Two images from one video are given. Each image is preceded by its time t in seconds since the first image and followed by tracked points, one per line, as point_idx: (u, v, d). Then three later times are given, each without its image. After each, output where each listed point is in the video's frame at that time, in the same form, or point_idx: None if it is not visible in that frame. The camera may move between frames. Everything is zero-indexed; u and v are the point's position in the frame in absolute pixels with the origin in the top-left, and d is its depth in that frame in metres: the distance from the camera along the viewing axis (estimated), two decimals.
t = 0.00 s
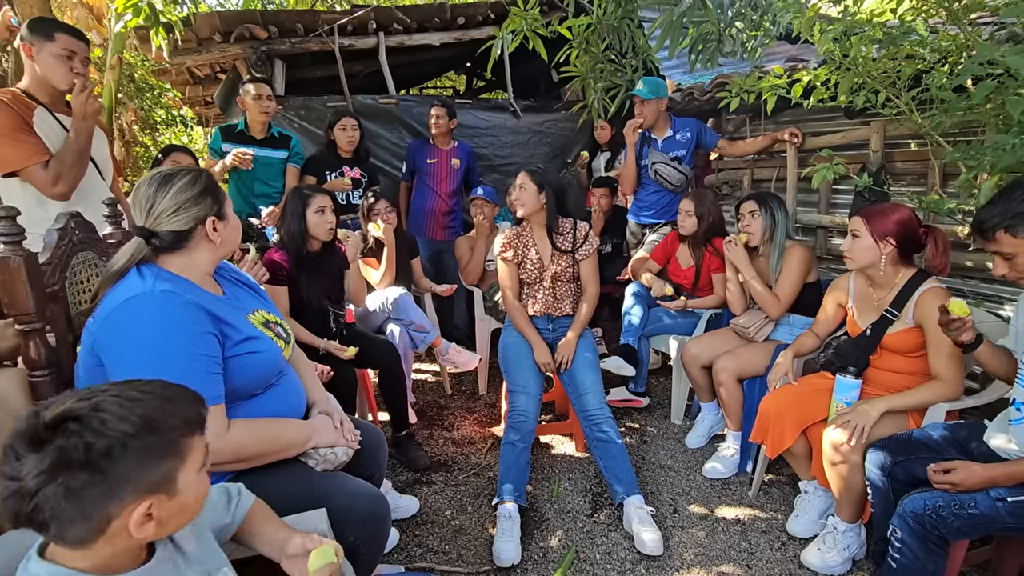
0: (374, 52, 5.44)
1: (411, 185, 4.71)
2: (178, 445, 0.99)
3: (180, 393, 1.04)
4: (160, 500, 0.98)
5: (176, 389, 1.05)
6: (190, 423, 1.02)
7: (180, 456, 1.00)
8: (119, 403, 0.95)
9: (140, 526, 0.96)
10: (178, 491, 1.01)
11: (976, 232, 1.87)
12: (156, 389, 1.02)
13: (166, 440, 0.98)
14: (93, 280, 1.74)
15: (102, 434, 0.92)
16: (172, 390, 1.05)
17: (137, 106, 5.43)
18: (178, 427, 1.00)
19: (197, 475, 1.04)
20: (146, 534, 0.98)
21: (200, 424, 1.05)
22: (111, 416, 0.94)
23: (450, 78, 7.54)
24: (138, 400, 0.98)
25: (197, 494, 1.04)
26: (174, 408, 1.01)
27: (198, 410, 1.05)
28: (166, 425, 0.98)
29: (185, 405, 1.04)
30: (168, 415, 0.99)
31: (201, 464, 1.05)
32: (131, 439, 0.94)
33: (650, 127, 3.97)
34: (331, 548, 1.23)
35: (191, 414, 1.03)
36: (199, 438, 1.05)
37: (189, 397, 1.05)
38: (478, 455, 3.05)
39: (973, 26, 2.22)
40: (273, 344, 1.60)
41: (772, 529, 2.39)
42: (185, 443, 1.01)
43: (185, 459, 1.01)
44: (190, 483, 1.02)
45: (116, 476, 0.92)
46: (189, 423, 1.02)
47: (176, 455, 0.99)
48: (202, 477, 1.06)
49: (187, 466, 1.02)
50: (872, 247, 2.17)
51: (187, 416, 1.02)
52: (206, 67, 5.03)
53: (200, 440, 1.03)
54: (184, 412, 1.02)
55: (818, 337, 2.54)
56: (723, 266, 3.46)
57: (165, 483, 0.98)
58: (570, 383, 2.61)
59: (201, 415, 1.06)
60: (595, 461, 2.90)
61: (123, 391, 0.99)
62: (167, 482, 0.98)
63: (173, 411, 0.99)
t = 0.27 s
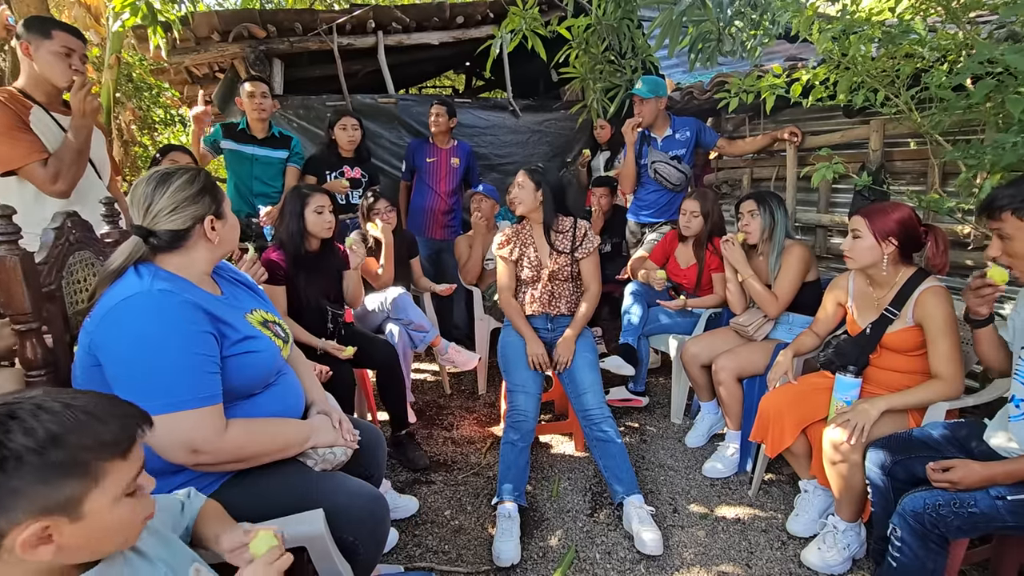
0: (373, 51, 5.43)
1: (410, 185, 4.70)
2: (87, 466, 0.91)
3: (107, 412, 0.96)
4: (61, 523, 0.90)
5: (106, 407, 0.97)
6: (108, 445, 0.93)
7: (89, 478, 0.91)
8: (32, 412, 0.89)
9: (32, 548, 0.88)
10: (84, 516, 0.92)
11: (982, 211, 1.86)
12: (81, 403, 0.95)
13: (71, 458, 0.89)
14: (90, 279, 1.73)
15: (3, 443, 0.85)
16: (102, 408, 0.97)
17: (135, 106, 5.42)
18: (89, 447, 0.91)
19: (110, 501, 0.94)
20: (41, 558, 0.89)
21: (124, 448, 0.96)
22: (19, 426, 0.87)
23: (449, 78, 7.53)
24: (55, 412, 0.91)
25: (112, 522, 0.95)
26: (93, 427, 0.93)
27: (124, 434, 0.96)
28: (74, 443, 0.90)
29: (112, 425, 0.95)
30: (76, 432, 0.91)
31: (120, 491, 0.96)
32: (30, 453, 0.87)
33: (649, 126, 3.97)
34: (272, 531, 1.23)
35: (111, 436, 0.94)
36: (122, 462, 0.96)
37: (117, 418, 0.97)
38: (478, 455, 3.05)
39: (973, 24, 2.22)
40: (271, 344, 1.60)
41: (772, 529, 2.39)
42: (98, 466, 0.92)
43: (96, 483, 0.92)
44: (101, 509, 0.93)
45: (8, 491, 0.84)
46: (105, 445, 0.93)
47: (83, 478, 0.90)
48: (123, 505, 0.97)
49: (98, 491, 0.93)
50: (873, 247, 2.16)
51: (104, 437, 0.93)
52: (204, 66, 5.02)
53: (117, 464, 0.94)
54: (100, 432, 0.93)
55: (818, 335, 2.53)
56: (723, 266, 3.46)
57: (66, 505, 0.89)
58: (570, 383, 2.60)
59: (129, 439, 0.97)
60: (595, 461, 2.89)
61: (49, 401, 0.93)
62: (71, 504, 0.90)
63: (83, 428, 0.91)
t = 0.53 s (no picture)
0: (372, 51, 5.42)
1: (409, 185, 4.70)
2: (71, 462, 0.90)
3: (99, 409, 0.95)
4: (42, 518, 0.89)
5: (98, 405, 0.96)
6: (92, 443, 0.92)
7: (72, 475, 0.90)
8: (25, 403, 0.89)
9: (11, 542, 0.87)
10: (67, 514, 0.90)
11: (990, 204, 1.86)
12: (75, 398, 0.95)
13: (55, 452, 0.88)
14: (87, 280, 1.73)
15: None
16: (95, 406, 0.96)
17: (133, 106, 5.42)
18: (75, 443, 0.90)
19: (94, 501, 0.93)
20: (20, 553, 0.88)
21: (111, 447, 0.95)
22: (8, 416, 0.88)
23: (448, 78, 7.52)
24: (48, 405, 0.91)
25: (94, 522, 0.93)
26: (79, 425, 0.92)
27: (112, 433, 0.95)
28: (59, 437, 0.89)
29: (102, 423, 0.94)
30: (62, 427, 0.90)
31: (106, 491, 0.94)
32: (16, 443, 0.86)
33: (648, 126, 3.96)
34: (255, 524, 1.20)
35: (99, 434, 0.93)
36: (108, 462, 0.94)
37: (107, 417, 0.95)
38: (477, 455, 3.04)
39: (972, 23, 2.22)
40: (270, 344, 1.59)
41: (771, 528, 2.38)
42: (83, 463, 0.91)
43: (81, 480, 0.91)
44: (84, 508, 0.92)
45: None
46: (93, 442, 0.92)
47: (66, 473, 0.89)
48: (110, 507, 0.95)
49: (83, 489, 0.92)
50: (873, 247, 2.16)
51: (92, 434, 0.92)
52: (203, 66, 5.01)
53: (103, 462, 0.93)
54: (87, 429, 0.92)
55: (817, 335, 2.53)
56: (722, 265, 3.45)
57: (46, 500, 0.88)
58: (569, 383, 2.60)
59: (118, 438, 0.96)
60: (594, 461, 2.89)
61: (46, 394, 0.94)
62: (53, 499, 0.89)
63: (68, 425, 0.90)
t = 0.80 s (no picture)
0: (370, 51, 5.42)
1: (408, 184, 4.69)
2: (45, 469, 0.89)
3: (72, 414, 0.95)
4: (19, 526, 0.89)
5: (71, 410, 0.95)
6: (65, 449, 0.91)
7: (46, 482, 0.90)
8: None
9: None
10: (44, 521, 0.91)
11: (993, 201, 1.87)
12: (48, 403, 0.95)
13: (26, 460, 0.88)
14: (85, 280, 1.73)
15: None
16: (69, 411, 0.96)
17: (131, 106, 5.41)
18: (47, 449, 0.90)
19: (70, 508, 0.92)
20: None
21: (87, 452, 0.94)
22: None
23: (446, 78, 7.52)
24: (19, 411, 0.91)
25: (71, 529, 0.93)
26: (52, 431, 0.91)
27: (87, 439, 0.94)
28: (30, 444, 0.89)
29: (76, 427, 0.94)
30: (34, 433, 0.90)
31: (84, 498, 0.94)
32: None
33: (646, 126, 3.96)
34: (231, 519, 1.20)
35: (72, 440, 0.92)
36: (85, 467, 0.94)
37: (81, 422, 0.95)
38: (476, 455, 3.04)
39: (969, 23, 2.22)
40: (268, 345, 1.59)
41: (770, 527, 2.39)
42: (58, 470, 0.91)
43: (56, 487, 0.91)
44: (61, 514, 0.92)
45: None
46: (66, 449, 0.91)
47: (41, 481, 0.89)
48: (89, 512, 0.95)
49: (59, 496, 0.91)
50: (872, 247, 2.16)
51: (65, 440, 0.91)
52: (201, 66, 5.00)
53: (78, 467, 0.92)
54: (60, 434, 0.91)
55: (815, 335, 2.53)
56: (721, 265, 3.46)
57: (20, 507, 0.88)
58: (568, 383, 2.60)
59: (94, 443, 0.95)
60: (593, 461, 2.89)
61: (18, 400, 0.93)
62: (28, 507, 0.89)
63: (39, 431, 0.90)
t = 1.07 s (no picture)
0: (369, 50, 5.42)
1: (407, 184, 4.69)
2: (56, 474, 0.89)
3: (81, 419, 0.94)
4: (33, 530, 0.89)
5: (80, 414, 0.95)
6: (76, 453, 0.91)
7: (58, 487, 0.90)
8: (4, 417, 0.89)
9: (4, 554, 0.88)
10: (58, 525, 0.91)
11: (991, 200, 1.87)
12: (57, 409, 0.94)
13: (37, 465, 0.88)
14: (83, 280, 1.72)
15: None
16: (78, 415, 0.96)
17: (130, 106, 5.41)
18: (57, 455, 0.90)
19: (83, 511, 0.93)
20: (14, 565, 0.89)
21: (97, 456, 0.94)
22: None
23: (445, 78, 7.52)
24: (27, 417, 0.91)
25: (85, 533, 0.93)
26: (62, 435, 0.91)
27: (97, 442, 0.94)
28: (40, 450, 0.89)
29: (85, 430, 0.94)
30: (45, 439, 0.90)
31: (97, 500, 0.95)
32: None
33: (645, 125, 3.97)
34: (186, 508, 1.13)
35: (82, 443, 0.92)
36: (96, 471, 0.94)
37: (89, 425, 0.95)
38: (476, 455, 3.05)
39: (967, 22, 2.22)
40: (267, 345, 1.59)
41: (768, 526, 2.39)
42: (69, 474, 0.91)
43: (69, 491, 0.91)
44: (75, 518, 0.92)
45: None
46: (76, 453, 0.91)
47: (52, 486, 0.89)
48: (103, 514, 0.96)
49: (72, 500, 0.92)
50: (869, 246, 2.17)
51: (75, 445, 0.92)
52: (199, 65, 4.99)
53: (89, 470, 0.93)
54: (70, 439, 0.91)
55: (814, 334, 2.54)
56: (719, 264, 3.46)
57: (33, 513, 0.88)
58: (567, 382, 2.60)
59: (104, 447, 0.95)
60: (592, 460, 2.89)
61: (25, 405, 0.93)
62: (42, 512, 0.89)
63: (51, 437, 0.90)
